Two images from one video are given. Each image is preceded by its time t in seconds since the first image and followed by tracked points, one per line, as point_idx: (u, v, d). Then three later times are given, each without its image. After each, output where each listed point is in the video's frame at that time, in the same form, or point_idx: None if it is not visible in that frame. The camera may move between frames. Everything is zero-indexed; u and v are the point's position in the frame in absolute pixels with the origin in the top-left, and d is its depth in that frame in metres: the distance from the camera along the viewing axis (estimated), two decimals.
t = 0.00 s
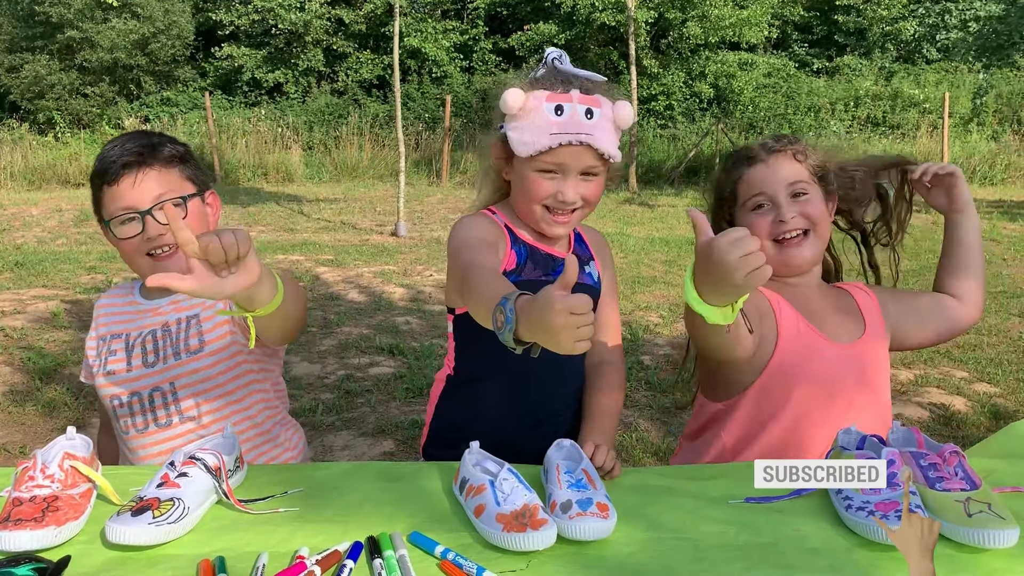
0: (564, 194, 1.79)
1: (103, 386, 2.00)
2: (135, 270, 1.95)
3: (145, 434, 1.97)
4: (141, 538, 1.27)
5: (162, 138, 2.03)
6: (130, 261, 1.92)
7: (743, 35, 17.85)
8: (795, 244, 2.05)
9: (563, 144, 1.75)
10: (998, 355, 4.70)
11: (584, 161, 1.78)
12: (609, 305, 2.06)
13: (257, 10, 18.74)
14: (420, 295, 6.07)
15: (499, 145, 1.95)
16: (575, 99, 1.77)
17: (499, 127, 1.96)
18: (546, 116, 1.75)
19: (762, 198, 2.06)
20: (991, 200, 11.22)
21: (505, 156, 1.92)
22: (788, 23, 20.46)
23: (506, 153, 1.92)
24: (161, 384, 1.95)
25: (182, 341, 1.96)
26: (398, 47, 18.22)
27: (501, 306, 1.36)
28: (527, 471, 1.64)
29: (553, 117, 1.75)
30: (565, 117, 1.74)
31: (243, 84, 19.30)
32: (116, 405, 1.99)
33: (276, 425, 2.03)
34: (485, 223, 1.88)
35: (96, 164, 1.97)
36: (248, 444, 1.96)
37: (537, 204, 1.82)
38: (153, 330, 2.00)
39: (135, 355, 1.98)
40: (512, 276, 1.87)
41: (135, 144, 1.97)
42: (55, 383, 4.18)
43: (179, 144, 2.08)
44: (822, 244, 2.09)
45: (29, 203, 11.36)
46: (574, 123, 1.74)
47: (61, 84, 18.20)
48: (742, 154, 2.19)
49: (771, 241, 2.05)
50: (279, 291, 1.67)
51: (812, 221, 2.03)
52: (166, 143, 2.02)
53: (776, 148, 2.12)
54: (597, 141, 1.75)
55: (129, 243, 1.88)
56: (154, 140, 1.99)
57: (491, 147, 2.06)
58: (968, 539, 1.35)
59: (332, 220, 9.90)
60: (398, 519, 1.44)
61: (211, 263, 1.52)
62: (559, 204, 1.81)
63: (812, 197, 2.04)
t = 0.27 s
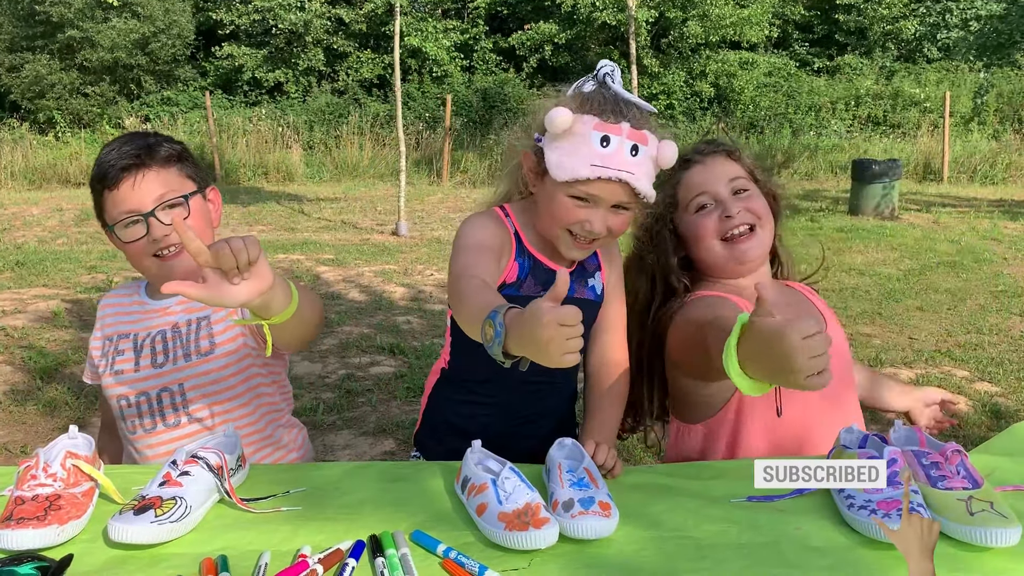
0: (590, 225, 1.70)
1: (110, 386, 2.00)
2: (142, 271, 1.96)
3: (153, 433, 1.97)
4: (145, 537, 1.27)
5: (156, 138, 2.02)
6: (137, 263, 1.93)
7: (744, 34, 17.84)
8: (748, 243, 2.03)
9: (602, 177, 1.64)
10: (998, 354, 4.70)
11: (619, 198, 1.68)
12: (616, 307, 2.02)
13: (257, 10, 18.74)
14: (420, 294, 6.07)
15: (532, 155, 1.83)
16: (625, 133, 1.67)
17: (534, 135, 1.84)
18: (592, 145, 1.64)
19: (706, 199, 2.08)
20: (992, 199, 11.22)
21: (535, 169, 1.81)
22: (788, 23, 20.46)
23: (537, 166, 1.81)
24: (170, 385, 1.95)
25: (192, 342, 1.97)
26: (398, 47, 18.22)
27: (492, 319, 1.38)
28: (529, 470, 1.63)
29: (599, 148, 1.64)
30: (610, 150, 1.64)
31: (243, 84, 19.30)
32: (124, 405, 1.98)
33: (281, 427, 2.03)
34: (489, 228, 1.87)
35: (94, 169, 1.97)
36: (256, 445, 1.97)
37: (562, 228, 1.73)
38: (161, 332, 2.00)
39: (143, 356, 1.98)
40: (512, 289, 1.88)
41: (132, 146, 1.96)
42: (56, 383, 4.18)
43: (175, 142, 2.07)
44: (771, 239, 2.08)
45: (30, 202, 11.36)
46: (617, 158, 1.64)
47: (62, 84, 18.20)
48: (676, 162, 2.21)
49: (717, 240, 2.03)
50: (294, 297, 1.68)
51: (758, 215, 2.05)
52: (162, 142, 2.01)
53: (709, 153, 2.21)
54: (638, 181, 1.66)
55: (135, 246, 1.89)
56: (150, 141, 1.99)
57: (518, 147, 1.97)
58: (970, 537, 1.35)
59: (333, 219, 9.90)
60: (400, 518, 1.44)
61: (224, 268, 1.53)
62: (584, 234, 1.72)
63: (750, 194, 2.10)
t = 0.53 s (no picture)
0: (588, 223, 1.72)
1: (125, 384, 1.99)
2: (166, 270, 1.94)
3: (166, 433, 1.97)
4: (146, 537, 1.28)
5: (183, 138, 2.04)
6: (160, 261, 1.91)
7: (744, 34, 17.83)
8: (737, 249, 2.04)
9: (602, 177, 1.66)
10: (998, 355, 4.70)
11: (614, 195, 1.71)
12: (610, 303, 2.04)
13: (258, 9, 18.74)
14: (420, 294, 6.06)
15: (525, 152, 1.81)
16: (621, 132, 1.69)
17: (526, 134, 1.83)
18: (591, 145, 1.65)
19: (702, 199, 2.07)
20: (992, 199, 11.21)
21: (530, 167, 1.80)
22: (788, 22, 20.45)
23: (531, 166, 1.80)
24: (188, 384, 1.96)
25: (212, 344, 1.98)
26: (399, 46, 18.22)
27: (473, 352, 1.42)
28: (528, 470, 1.63)
29: (597, 148, 1.65)
30: (609, 150, 1.66)
31: (243, 84, 19.29)
32: (139, 404, 1.98)
33: (293, 433, 2.04)
34: (476, 234, 1.85)
35: (119, 168, 1.98)
36: (270, 447, 1.98)
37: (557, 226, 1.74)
38: (180, 331, 2.01)
39: (162, 355, 1.98)
40: (504, 290, 1.88)
41: (158, 145, 1.97)
42: (56, 383, 4.18)
43: (201, 145, 2.08)
44: (761, 245, 2.08)
45: (30, 202, 11.36)
46: (616, 157, 1.66)
47: (62, 84, 18.19)
48: (676, 157, 2.19)
49: (708, 244, 2.05)
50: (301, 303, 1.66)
51: (751, 222, 2.04)
52: (187, 143, 2.02)
53: (713, 151, 2.19)
54: (635, 178, 1.69)
55: (158, 243, 1.88)
56: (176, 141, 2.00)
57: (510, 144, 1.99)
58: (970, 537, 1.35)
59: (333, 219, 9.90)
60: (401, 518, 1.44)
61: (226, 272, 1.52)
62: (581, 231, 1.74)
63: (748, 199, 2.08)
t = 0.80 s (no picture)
0: (584, 213, 1.71)
1: (159, 380, 1.98)
2: (191, 264, 1.92)
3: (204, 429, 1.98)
4: (145, 536, 1.28)
5: (223, 134, 2.01)
6: (186, 252, 1.89)
7: (744, 35, 17.84)
8: (735, 253, 2.03)
9: (598, 162, 1.66)
10: (997, 355, 4.71)
11: (610, 183, 1.70)
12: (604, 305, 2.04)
13: (257, 9, 18.73)
14: (419, 295, 6.07)
15: (517, 146, 1.81)
16: (613, 119, 1.70)
17: (517, 129, 1.83)
18: (584, 133, 1.66)
19: (706, 200, 2.07)
20: (992, 200, 11.22)
21: (521, 162, 1.80)
22: (788, 23, 20.45)
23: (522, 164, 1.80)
24: (225, 381, 1.96)
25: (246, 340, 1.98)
26: (398, 46, 18.22)
27: (445, 412, 1.45)
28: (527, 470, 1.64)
29: (591, 135, 1.66)
30: (603, 137, 1.67)
31: (243, 83, 19.28)
32: (175, 400, 1.98)
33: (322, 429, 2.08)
34: (466, 244, 1.83)
35: (155, 156, 1.94)
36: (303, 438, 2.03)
37: (553, 217, 1.73)
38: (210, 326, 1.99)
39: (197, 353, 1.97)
40: (494, 292, 1.89)
41: (200, 137, 1.94)
42: (55, 382, 4.18)
43: (238, 140, 2.05)
44: (763, 251, 2.07)
45: (29, 202, 11.35)
46: (610, 143, 1.67)
47: (61, 84, 18.19)
48: (689, 154, 2.21)
49: (709, 245, 2.04)
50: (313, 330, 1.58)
51: (755, 228, 2.03)
52: (227, 138, 2.00)
53: (725, 152, 2.19)
54: (629, 165, 1.68)
55: (190, 236, 1.86)
56: (217, 135, 1.97)
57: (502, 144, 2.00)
58: (968, 537, 1.36)
59: (332, 219, 9.90)
60: (399, 518, 1.44)
61: (249, 342, 1.40)
62: (577, 221, 1.72)
63: (756, 205, 2.06)
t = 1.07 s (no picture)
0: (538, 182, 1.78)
1: (168, 396, 1.96)
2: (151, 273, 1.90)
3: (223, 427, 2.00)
4: (145, 535, 1.28)
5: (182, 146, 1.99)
6: (143, 262, 1.88)
7: (743, 36, 17.87)
8: (742, 258, 2.02)
9: (535, 130, 1.75)
10: (996, 356, 4.72)
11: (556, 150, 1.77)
12: (601, 304, 2.03)
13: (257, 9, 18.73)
14: (418, 294, 6.07)
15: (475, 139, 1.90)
16: (548, 89, 1.78)
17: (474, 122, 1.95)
18: (518, 104, 1.75)
19: (722, 201, 2.06)
20: (990, 201, 11.24)
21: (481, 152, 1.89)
22: (787, 23, 20.45)
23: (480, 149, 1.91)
24: (235, 377, 1.98)
25: (242, 330, 1.99)
26: (398, 47, 18.22)
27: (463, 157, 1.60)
28: (526, 470, 1.64)
29: (526, 106, 1.74)
30: (537, 106, 1.74)
31: (243, 83, 19.28)
32: (191, 410, 1.98)
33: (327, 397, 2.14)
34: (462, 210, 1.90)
35: (112, 167, 1.92)
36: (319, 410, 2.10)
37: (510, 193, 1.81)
38: (207, 329, 1.97)
39: (200, 359, 1.96)
40: (483, 269, 1.88)
41: (155, 146, 1.93)
42: (54, 382, 4.18)
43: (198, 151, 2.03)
44: (777, 255, 2.05)
45: (28, 202, 11.34)
46: (547, 110, 1.74)
47: (61, 83, 18.20)
48: (712, 154, 2.20)
49: (721, 247, 2.02)
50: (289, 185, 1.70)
51: (768, 233, 2.01)
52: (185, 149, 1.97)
53: (747, 153, 2.16)
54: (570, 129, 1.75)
55: (145, 245, 1.84)
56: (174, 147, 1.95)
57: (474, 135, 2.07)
58: (965, 537, 1.36)
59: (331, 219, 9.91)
60: (398, 518, 1.44)
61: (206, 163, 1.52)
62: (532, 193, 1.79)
63: (773, 209, 2.04)
